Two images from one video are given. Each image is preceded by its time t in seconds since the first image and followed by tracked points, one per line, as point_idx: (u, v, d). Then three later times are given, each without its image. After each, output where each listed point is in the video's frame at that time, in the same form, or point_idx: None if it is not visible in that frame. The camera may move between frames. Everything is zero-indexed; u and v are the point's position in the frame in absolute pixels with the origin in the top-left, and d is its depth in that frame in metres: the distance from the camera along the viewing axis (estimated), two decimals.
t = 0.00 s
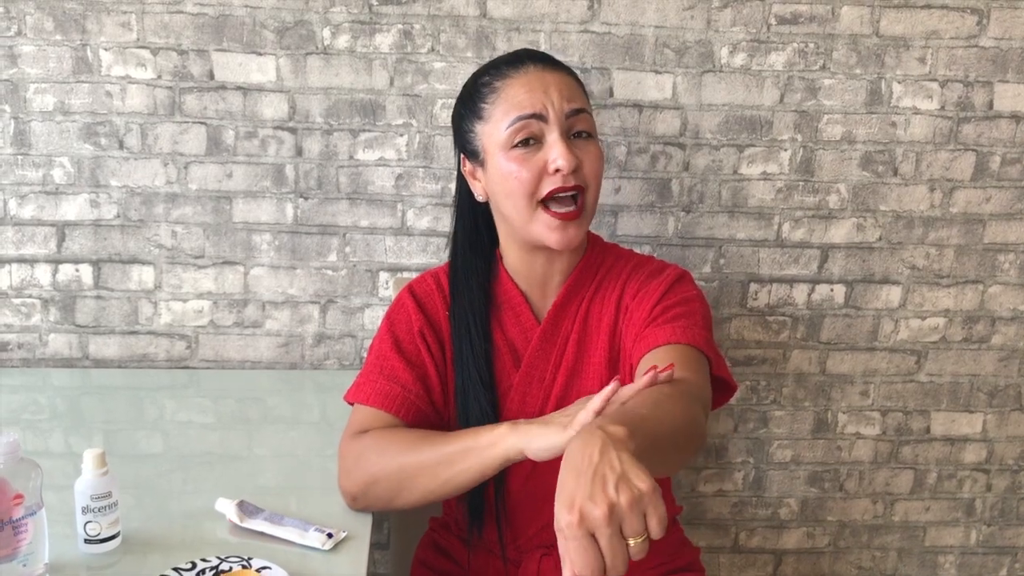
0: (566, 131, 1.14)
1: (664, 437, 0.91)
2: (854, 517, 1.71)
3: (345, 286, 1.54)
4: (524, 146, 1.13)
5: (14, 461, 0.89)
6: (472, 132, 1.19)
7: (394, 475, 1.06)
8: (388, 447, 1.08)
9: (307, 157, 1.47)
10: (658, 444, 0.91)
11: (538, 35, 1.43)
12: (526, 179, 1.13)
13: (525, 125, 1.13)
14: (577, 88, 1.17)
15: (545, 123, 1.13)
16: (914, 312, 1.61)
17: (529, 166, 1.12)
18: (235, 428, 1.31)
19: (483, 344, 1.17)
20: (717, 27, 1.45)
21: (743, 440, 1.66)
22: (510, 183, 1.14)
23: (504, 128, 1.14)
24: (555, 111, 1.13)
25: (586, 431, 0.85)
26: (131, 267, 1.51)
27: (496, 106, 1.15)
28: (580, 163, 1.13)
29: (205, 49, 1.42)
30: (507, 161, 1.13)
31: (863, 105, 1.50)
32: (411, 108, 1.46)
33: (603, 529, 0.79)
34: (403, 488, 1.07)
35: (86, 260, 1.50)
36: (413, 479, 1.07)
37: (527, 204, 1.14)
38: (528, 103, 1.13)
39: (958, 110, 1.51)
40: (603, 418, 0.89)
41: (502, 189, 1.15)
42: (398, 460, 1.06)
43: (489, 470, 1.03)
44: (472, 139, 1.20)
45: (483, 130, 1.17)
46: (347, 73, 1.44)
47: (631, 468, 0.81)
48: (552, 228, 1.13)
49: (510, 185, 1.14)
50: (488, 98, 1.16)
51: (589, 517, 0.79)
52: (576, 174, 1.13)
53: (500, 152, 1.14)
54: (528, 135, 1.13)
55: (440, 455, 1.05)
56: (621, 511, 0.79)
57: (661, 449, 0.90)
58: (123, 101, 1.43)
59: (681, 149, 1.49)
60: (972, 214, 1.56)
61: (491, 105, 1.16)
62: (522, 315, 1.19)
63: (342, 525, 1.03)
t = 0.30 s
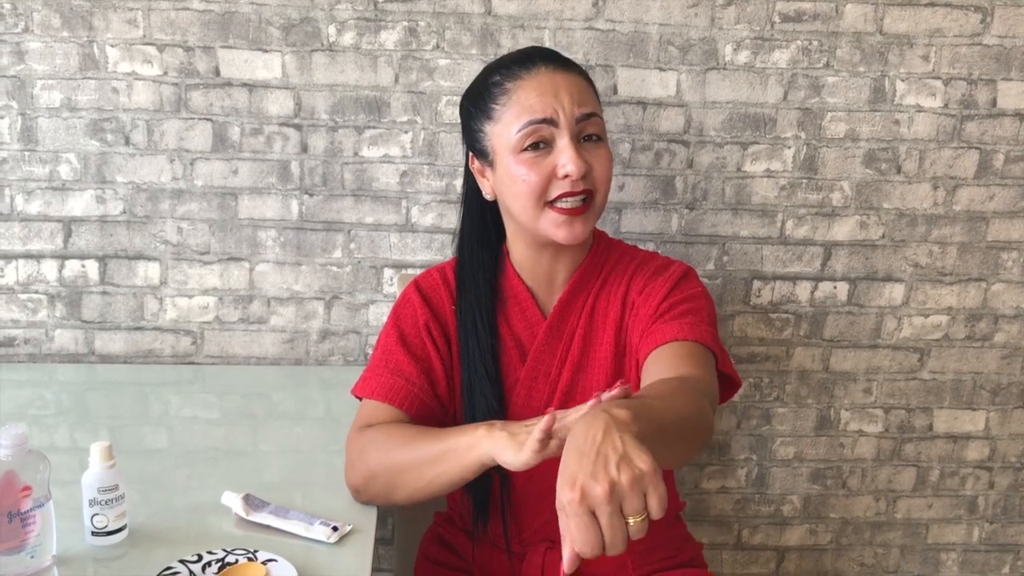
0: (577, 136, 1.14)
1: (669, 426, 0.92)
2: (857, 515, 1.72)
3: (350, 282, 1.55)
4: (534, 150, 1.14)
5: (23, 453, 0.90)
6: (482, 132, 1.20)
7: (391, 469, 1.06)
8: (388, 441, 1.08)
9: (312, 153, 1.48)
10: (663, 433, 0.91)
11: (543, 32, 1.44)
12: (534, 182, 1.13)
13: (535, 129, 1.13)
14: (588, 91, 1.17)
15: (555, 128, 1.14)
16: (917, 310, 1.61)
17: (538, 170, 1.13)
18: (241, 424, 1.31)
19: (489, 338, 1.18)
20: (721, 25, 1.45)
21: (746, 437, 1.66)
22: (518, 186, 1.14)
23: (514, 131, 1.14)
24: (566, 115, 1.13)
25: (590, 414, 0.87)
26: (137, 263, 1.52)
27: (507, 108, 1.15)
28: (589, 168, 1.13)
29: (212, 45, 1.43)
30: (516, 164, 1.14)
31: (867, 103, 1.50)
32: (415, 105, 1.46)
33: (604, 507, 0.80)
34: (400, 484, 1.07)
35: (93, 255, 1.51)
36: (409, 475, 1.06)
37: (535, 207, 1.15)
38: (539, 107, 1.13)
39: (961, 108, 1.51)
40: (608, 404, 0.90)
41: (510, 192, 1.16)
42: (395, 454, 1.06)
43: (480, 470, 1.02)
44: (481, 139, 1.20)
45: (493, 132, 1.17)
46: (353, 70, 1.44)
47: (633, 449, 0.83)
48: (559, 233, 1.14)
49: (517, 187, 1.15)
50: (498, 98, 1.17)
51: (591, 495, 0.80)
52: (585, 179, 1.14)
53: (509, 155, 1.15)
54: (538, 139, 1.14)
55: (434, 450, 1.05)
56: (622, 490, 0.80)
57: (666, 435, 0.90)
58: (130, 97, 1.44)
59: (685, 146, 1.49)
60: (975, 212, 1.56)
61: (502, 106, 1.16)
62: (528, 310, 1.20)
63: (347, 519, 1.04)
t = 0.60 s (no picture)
0: (581, 131, 1.14)
1: (674, 434, 0.92)
2: (861, 512, 1.72)
3: (354, 280, 1.55)
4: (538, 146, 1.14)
5: (31, 449, 0.90)
6: (486, 129, 1.20)
7: (398, 467, 1.07)
8: (394, 439, 1.08)
9: (316, 151, 1.48)
10: (667, 440, 0.92)
11: (547, 30, 1.44)
12: (538, 178, 1.14)
13: (539, 125, 1.14)
14: (592, 86, 1.17)
15: (559, 124, 1.14)
16: (921, 307, 1.61)
17: (542, 166, 1.13)
18: (246, 421, 1.32)
19: (495, 337, 1.18)
20: (725, 23, 1.45)
21: (750, 434, 1.66)
22: (523, 182, 1.15)
23: (518, 128, 1.14)
24: (569, 111, 1.14)
25: (595, 422, 0.87)
26: (142, 260, 1.52)
27: (511, 104, 1.16)
28: (593, 164, 1.14)
29: (216, 44, 1.43)
30: (521, 160, 1.14)
31: (871, 101, 1.50)
32: (420, 103, 1.47)
33: (606, 517, 0.80)
34: (406, 481, 1.07)
35: (98, 253, 1.51)
36: (416, 473, 1.07)
37: (539, 204, 1.15)
38: (542, 103, 1.13)
39: (965, 105, 1.51)
40: (613, 411, 0.90)
41: (515, 188, 1.16)
42: (402, 452, 1.07)
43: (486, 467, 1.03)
44: (486, 136, 1.20)
45: (498, 128, 1.18)
46: (357, 68, 1.45)
47: (636, 459, 0.83)
48: (564, 229, 1.14)
49: (522, 184, 1.15)
50: (502, 95, 1.17)
51: (592, 505, 0.80)
52: (589, 175, 1.14)
53: (513, 151, 1.15)
54: (542, 135, 1.14)
55: (441, 449, 1.06)
56: (623, 501, 0.80)
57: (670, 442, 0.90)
58: (135, 95, 1.44)
59: (689, 144, 1.49)
60: (979, 210, 1.56)
61: (505, 103, 1.16)
62: (534, 308, 1.20)
63: (352, 516, 1.04)
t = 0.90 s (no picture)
0: (578, 119, 1.15)
1: (680, 480, 0.94)
2: (860, 508, 1.73)
3: (355, 277, 1.56)
4: (536, 135, 1.14)
5: (33, 445, 0.91)
6: (485, 125, 1.21)
7: (390, 443, 1.09)
8: (384, 419, 1.12)
9: (317, 149, 1.49)
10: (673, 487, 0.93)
11: (546, 28, 1.45)
12: (538, 165, 1.13)
13: (536, 114, 1.14)
14: (587, 77, 1.18)
15: (555, 112, 1.15)
16: (919, 304, 1.61)
17: (541, 154, 1.13)
18: (247, 418, 1.33)
19: (495, 337, 1.19)
20: (724, 20, 1.45)
21: (749, 430, 1.67)
22: (523, 171, 1.15)
23: (515, 118, 1.15)
24: (565, 99, 1.15)
25: (604, 482, 0.87)
26: (144, 258, 1.53)
27: (507, 98, 1.17)
28: (592, 149, 1.14)
29: (217, 42, 1.43)
30: (519, 149, 1.14)
31: (869, 98, 1.50)
32: (420, 101, 1.47)
33: None
34: (401, 459, 1.09)
35: (99, 251, 1.52)
36: (404, 447, 1.09)
37: (540, 192, 1.15)
38: (538, 93, 1.15)
39: (963, 102, 1.52)
40: (620, 467, 0.91)
41: (515, 178, 1.16)
42: (393, 428, 1.10)
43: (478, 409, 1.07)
44: (484, 132, 1.21)
45: (495, 122, 1.19)
46: (357, 66, 1.45)
47: (642, 526, 0.83)
48: (566, 215, 1.14)
49: (522, 173, 1.15)
50: (498, 90, 1.19)
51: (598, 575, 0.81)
52: (589, 160, 1.14)
53: (512, 142, 1.16)
54: (540, 123, 1.14)
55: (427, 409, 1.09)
56: (629, 571, 0.81)
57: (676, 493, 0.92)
58: (136, 94, 1.45)
59: (688, 141, 1.50)
60: (977, 206, 1.57)
61: (502, 97, 1.18)
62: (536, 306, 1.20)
63: (352, 512, 1.05)
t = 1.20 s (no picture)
0: (575, 121, 1.15)
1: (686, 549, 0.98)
2: (857, 506, 1.73)
3: (353, 276, 1.56)
4: (533, 138, 1.15)
5: (31, 444, 0.91)
6: (482, 128, 1.21)
7: (370, 432, 1.12)
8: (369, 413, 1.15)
9: (314, 149, 1.49)
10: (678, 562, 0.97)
11: (543, 27, 1.45)
12: (536, 169, 1.14)
13: (533, 117, 1.14)
14: (584, 79, 1.18)
15: (553, 116, 1.15)
16: (916, 302, 1.62)
17: (540, 157, 1.13)
18: (245, 418, 1.33)
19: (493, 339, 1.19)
20: (720, 19, 1.46)
21: (747, 429, 1.67)
22: (521, 175, 1.15)
23: (512, 122, 1.15)
24: (563, 102, 1.14)
25: None
26: (142, 258, 1.53)
27: (504, 100, 1.17)
28: (591, 153, 1.14)
29: (215, 42, 1.44)
30: (517, 154, 1.14)
31: (866, 97, 1.51)
32: (417, 100, 1.47)
33: None
34: (379, 447, 1.11)
35: (98, 250, 1.52)
36: (383, 432, 1.11)
37: (539, 195, 1.15)
38: (535, 95, 1.15)
39: (960, 101, 1.52)
40: (627, 559, 0.94)
41: (513, 182, 1.17)
42: (374, 418, 1.13)
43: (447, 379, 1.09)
44: (482, 135, 1.21)
45: (493, 125, 1.19)
46: (355, 66, 1.45)
47: None
48: (566, 219, 1.14)
49: (521, 178, 1.15)
50: (494, 92, 1.19)
51: None
52: (587, 164, 1.13)
53: (510, 146, 1.16)
54: (538, 126, 1.15)
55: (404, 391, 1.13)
56: None
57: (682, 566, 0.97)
58: (134, 94, 1.45)
59: (685, 140, 1.50)
60: (974, 205, 1.57)
61: (498, 99, 1.18)
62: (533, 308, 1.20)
63: (350, 510, 1.05)
